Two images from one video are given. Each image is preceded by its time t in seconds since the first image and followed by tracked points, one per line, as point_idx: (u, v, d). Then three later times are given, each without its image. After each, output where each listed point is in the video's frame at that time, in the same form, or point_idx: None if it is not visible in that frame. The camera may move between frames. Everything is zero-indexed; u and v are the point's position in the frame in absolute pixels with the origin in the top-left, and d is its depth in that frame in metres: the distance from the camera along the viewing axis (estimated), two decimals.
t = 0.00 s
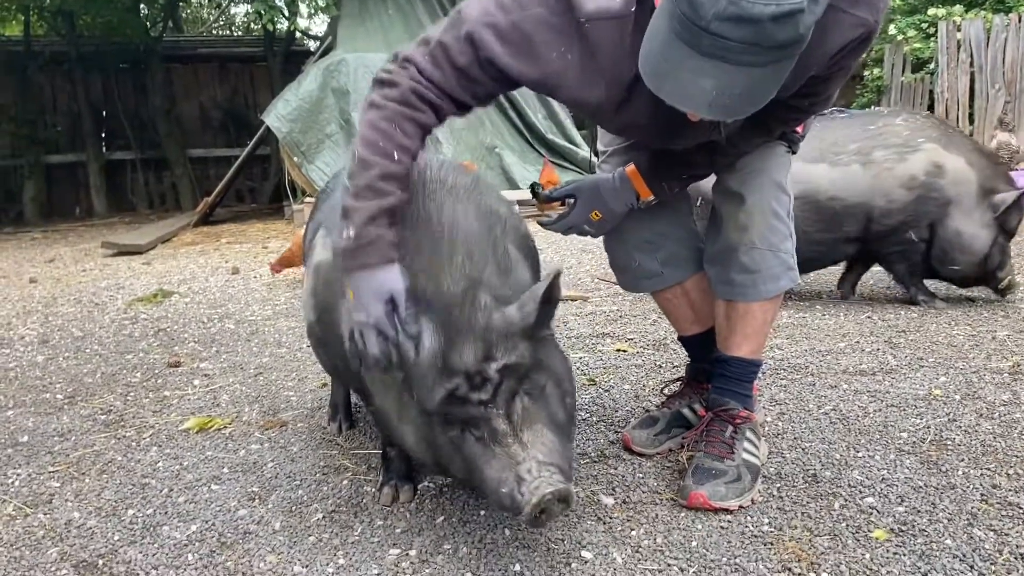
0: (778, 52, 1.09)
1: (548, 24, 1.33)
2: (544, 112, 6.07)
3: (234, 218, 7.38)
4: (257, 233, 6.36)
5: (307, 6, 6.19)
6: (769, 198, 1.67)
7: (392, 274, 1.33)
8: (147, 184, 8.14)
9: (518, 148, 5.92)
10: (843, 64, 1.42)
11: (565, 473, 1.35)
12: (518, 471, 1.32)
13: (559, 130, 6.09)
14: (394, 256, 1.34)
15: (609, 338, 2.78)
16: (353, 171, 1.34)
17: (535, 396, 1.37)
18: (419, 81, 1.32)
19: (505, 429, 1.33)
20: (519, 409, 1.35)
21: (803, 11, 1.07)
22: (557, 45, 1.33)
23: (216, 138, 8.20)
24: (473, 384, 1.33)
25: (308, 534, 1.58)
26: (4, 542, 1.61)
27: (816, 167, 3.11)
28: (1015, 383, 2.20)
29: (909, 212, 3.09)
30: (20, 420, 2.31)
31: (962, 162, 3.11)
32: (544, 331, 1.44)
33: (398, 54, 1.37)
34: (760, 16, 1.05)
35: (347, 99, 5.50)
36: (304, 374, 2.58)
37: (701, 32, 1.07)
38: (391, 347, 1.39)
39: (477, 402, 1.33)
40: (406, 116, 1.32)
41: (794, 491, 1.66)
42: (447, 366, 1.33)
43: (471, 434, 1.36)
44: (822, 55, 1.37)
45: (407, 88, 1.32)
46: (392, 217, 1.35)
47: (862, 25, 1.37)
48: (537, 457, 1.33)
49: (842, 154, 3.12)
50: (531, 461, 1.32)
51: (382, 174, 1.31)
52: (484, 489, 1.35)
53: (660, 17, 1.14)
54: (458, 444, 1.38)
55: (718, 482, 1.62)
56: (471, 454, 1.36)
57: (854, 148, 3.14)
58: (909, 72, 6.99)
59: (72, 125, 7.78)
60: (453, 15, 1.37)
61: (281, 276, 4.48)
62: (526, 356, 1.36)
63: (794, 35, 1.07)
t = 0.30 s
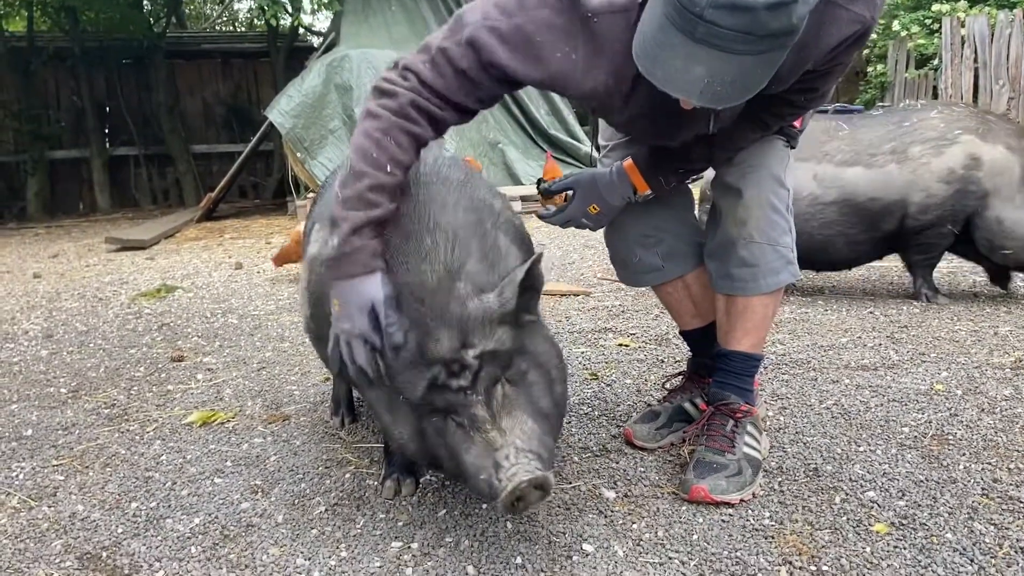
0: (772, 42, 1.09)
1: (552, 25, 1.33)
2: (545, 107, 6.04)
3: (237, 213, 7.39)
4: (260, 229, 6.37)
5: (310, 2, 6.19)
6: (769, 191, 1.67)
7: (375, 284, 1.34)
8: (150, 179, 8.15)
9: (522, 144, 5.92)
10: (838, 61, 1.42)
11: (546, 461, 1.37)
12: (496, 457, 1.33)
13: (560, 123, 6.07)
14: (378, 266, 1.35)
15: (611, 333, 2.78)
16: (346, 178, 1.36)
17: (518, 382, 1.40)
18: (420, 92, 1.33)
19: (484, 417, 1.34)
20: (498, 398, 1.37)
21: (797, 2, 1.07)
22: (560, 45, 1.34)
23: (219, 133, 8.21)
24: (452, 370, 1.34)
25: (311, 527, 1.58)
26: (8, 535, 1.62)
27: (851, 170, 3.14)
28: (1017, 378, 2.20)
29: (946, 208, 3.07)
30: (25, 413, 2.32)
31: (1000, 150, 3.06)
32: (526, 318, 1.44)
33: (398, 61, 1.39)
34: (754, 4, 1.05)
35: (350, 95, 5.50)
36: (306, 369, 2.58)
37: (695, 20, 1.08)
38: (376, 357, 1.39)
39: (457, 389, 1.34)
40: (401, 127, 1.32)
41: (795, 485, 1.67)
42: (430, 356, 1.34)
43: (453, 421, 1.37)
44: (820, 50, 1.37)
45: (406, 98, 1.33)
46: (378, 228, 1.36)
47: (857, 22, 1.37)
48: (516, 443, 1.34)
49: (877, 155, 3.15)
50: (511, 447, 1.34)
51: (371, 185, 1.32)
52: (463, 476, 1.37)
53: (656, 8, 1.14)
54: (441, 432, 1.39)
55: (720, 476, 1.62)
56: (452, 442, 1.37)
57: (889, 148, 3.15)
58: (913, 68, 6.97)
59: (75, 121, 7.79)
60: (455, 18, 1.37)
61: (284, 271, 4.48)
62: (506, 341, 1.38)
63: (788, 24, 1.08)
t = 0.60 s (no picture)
0: (763, 47, 1.08)
1: (543, 27, 1.32)
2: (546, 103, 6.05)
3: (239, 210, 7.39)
4: (261, 225, 6.37)
5: None
6: (772, 188, 1.67)
7: (363, 278, 1.36)
8: (151, 176, 8.15)
9: (523, 141, 5.91)
10: (835, 59, 1.41)
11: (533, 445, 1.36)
12: (481, 439, 1.33)
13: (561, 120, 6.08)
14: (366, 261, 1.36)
15: (612, 330, 2.78)
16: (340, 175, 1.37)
17: (506, 364, 1.39)
18: (414, 89, 1.33)
19: (470, 399, 1.34)
20: (485, 379, 1.36)
21: (787, 6, 1.06)
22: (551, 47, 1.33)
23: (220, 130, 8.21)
24: (436, 353, 1.34)
25: (312, 523, 1.58)
26: (10, 531, 1.62)
27: (886, 158, 3.11)
28: (1020, 375, 2.19)
29: (969, 203, 3.06)
30: (26, 409, 2.32)
31: None
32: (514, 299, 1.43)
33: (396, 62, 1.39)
34: (744, 10, 1.05)
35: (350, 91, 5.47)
36: (308, 365, 2.58)
37: (685, 26, 1.07)
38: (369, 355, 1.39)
39: (441, 371, 1.34)
40: (395, 125, 1.33)
41: (797, 482, 1.67)
42: (411, 339, 1.35)
43: (440, 406, 1.37)
44: (815, 48, 1.36)
45: (400, 97, 1.33)
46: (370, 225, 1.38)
47: (853, 19, 1.36)
48: (500, 425, 1.34)
49: (914, 144, 3.11)
50: (496, 428, 1.33)
51: (365, 183, 1.34)
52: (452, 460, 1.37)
53: (647, 11, 1.14)
54: (430, 416, 1.39)
55: (722, 473, 1.62)
56: (440, 425, 1.38)
57: (926, 138, 3.12)
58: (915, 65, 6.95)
59: (76, 117, 7.78)
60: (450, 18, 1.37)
61: (285, 268, 4.48)
62: (494, 324, 1.37)
63: (778, 30, 1.07)
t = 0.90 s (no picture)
0: (759, 50, 1.08)
1: (539, 26, 1.33)
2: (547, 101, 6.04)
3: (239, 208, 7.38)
4: (261, 223, 6.37)
5: None
6: (774, 187, 1.65)
7: (354, 264, 1.35)
8: (151, 174, 8.15)
9: (523, 140, 5.91)
10: (838, 56, 1.41)
11: (536, 433, 1.35)
12: (485, 429, 1.32)
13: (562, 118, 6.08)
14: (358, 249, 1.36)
15: (612, 328, 2.78)
16: (336, 162, 1.37)
17: (510, 355, 1.38)
18: (409, 81, 1.34)
19: (473, 388, 1.33)
20: (488, 369, 1.34)
21: (783, 9, 1.06)
22: (546, 45, 1.34)
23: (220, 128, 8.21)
24: (438, 343, 1.32)
25: (312, 521, 1.58)
26: (10, 528, 1.62)
27: (918, 152, 3.08)
28: (1020, 374, 2.19)
29: (999, 202, 3.06)
30: (26, 407, 2.32)
31: None
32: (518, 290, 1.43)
33: (394, 54, 1.40)
34: (739, 14, 1.04)
35: (350, 89, 5.47)
36: (307, 363, 2.58)
37: (681, 30, 1.07)
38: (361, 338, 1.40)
39: (443, 361, 1.32)
40: (390, 114, 1.34)
41: (797, 480, 1.66)
42: (412, 326, 1.33)
43: (443, 397, 1.35)
44: (816, 50, 1.36)
45: (395, 87, 1.34)
46: (365, 212, 1.38)
47: (856, 16, 1.35)
48: (506, 415, 1.33)
49: (947, 138, 3.10)
50: (502, 419, 1.32)
51: (359, 170, 1.34)
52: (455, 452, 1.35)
53: (644, 15, 1.13)
54: (432, 410, 1.37)
55: (721, 471, 1.62)
56: (443, 416, 1.36)
57: (959, 132, 3.11)
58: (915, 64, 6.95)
59: (76, 115, 7.78)
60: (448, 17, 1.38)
61: (285, 266, 4.48)
62: (496, 313, 1.35)
63: (774, 32, 1.07)
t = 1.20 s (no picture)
0: (751, 57, 1.08)
1: (532, 23, 1.33)
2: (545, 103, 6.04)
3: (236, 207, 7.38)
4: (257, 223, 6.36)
5: None
6: (769, 189, 1.66)
7: (343, 246, 1.34)
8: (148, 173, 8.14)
9: (521, 139, 5.91)
10: (830, 61, 1.41)
11: (531, 451, 1.34)
12: (480, 447, 1.31)
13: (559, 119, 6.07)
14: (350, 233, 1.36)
15: (608, 329, 2.78)
16: (328, 148, 1.38)
17: (506, 372, 1.37)
18: (403, 70, 1.35)
19: (470, 405, 1.32)
20: (485, 386, 1.33)
21: (774, 17, 1.05)
22: (538, 43, 1.34)
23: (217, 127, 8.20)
24: (437, 358, 1.32)
25: (306, 522, 1.58)
26: (3, 529, 1.62)
27: (946, 155, 3.10)
28: (1015, 375, 2.20)
29: None
30: (20, 407, 2.32)
31: None
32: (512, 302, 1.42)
33: (388, 43, 1.40)
34: (731, 23, 1.04)
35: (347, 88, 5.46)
36: (303, 364, 2.58)
37: (672, 37, 1.07)
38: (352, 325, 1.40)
39: (441, 376, 1.32)
40: (383, 100, 1.34)
41: (791, 482, 1.67)
42: (409, 340, 1.33)
43: (437, 412, 1.35)
44: (808, 56, 1.37)
45: (387, 74, 1.35)
46: (358, 200, 1.38)
47: (848, 22, 1.35)
48: (500, 434, 1.32)
49: (974, 141, 3.12)
50: (497, 438, 1.31)
51: (350, 155, 1.34)
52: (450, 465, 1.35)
53: (636, 20, 1.13)
54: (426, 421, 1.38)
55: (715, 473, 1.62)
56: (439, 431, 1.36)
57: (985, 134, 3.13)
58: (913, 64, 6.96)
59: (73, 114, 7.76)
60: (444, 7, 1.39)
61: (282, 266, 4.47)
62: (494, 329, 1.35)
63: (765, 41, 1.07)
